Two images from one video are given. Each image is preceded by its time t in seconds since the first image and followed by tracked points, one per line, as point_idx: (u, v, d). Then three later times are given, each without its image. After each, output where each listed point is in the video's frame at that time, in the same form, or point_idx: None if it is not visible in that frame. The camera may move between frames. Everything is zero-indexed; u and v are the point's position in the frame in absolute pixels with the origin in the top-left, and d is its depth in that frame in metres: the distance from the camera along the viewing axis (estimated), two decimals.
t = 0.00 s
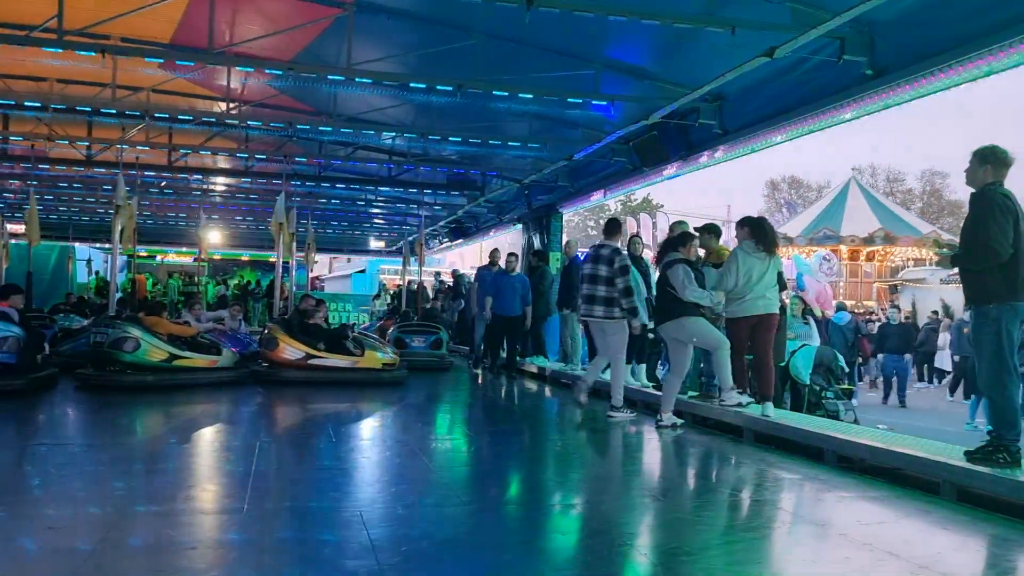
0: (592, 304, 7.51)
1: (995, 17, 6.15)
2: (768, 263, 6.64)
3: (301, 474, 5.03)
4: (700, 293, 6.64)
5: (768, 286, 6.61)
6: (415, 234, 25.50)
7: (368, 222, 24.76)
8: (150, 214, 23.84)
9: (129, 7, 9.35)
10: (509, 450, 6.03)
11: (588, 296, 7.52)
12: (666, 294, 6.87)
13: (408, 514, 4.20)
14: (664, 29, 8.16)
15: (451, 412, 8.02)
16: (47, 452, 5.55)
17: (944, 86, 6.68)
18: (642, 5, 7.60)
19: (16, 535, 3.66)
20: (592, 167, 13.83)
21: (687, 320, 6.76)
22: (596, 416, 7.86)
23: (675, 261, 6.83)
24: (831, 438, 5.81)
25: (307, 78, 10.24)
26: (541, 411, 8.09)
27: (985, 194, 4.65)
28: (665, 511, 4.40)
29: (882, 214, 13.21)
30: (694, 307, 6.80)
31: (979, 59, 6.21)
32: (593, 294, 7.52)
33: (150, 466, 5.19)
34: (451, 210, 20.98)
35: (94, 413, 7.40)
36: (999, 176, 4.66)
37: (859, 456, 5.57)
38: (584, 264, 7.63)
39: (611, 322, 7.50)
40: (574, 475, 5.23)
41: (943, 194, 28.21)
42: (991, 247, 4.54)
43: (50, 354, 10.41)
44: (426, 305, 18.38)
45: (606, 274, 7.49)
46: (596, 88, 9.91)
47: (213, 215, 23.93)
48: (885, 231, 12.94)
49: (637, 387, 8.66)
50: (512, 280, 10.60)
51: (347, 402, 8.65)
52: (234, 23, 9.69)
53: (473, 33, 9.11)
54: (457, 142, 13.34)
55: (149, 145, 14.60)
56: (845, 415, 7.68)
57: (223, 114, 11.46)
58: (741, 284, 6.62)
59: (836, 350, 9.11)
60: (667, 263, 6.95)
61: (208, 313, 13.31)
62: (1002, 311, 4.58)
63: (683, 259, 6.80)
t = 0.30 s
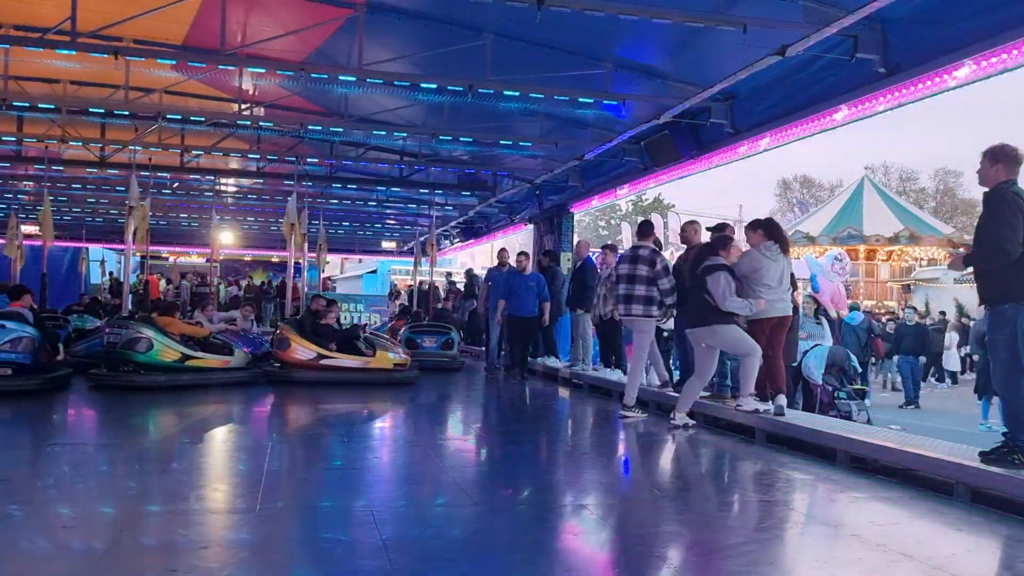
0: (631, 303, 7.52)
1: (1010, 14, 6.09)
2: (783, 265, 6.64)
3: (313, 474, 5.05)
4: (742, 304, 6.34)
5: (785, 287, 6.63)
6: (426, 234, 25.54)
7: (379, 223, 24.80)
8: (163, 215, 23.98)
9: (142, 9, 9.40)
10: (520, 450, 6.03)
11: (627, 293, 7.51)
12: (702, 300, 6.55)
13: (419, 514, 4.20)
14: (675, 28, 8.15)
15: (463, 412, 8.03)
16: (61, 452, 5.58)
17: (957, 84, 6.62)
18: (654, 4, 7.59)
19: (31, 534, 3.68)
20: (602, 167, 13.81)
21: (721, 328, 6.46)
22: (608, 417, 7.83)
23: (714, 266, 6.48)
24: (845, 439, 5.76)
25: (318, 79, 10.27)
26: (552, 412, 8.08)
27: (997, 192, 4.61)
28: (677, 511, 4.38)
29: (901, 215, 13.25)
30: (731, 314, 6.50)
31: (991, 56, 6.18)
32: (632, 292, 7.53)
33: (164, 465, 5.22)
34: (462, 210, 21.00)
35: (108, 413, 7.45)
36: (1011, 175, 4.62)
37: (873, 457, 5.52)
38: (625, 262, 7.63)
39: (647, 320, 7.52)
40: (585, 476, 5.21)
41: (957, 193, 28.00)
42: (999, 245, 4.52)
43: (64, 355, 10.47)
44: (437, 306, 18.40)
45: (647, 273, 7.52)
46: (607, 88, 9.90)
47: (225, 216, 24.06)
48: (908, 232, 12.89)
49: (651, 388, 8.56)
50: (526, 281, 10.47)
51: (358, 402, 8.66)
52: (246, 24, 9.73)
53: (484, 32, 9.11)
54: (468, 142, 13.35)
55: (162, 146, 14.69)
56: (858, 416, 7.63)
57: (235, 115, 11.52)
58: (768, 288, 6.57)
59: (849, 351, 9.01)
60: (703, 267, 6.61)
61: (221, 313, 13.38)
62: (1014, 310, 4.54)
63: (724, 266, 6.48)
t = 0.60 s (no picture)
0: (660, 293, 7.57)
1: (1019, 14, 6.07)
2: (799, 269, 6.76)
3: (320, 475, 5.05)
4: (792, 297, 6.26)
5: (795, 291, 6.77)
6: (433, 235, 25.57)
7: (386, 224, 24.85)
8: (171, 216, 24.08)
9: (150, 12, 9.45)
10: (528, 451, 6.03)
11: (656, 285, 7.58)
12: (750, 286, 6.35)
13: (427, 515, 4.20)
14: (682, 29, 8.15)
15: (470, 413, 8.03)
16: (70, 452, 5.61)
17: (966, 85, 6.59)
18: (661, 5, 7.59)
19: (41, 535, 3.70)
20: (610, 167, 13.81)
21: (760, 319, 6.31)
22: (615, 418, 7.83)
23: (771, 253, 6.32)
24: (853, 440, 5.73)
25: (326, 81, 10.30)
26: (559, 413, 8.09)
27: (1008, 194, 4.58)
28: (684, 513, 4.37)
29: (917, 219, 13.13)
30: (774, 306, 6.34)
31: (999, 57, 6.16)
32: (660, 283, 7.59)
33: (172, 466, 5.24)
34: (469, 211, 21.03)
35: (117, 414, 7.48)
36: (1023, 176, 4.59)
37: (881, 459, 5.50)
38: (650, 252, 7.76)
39: (675, 310, 7.58)
40: (592, 477, 5.21)
41: (966, 193, 27.86)
42: (1008, 246, 4.52)
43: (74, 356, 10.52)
44: (444, 306, 18.42)
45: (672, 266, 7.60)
46: (614, 89, 9.90)
47: (234, 218, 24.14)
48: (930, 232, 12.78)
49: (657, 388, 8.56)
50: (536, 280, 10.33)
51: (366, 403, 8.68)
52: (254, 26, 9.76)
53: (492, 33, 9.13)
54: (475, 144, 13.37)
55: (170, 148, 14.75)
56: (866, 417, 7.69)
57: (243, 117, 11.56)
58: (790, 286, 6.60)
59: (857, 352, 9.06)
60: (756, 250, 6.41)
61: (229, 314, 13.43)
62: (1020, 313, 4.52)
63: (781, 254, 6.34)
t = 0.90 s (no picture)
0: (682, 288, 7.50)
1: None
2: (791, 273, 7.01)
3: (326, 475, 5.05)
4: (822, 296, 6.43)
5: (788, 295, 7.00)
6: (439, 236, 25.57)
7: (392, 225, 24.87)
8: (178, 217, 24.14)
9: (157, 13, 9.48)
10: (534, 451, 6.03)
11: (678, 281, 7.50)
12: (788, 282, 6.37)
13: (435, 516, 4.20)
14: (689, 29, 8.14)
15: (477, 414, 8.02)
16: (78, 452, 5.62)
17: (973, 86, 6.56)
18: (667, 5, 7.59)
19: (49, 535, 3.71)
20: (615, 168, 13.80)
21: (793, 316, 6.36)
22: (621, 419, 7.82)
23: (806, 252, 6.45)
24: (860, 441, 5.71)
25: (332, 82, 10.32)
26: (565, 414, 8.08)
27: (1017, 195, 4.55)
28: (692, 514, 4.36)
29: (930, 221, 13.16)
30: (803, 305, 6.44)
31: (1007, 57, 6.13)
32: (682, 279, 7.50)
33: (179, 466, 5.25)
34: (475, 212, 21.02)
35: (125, 414, 7.51)
36: None
37: (889, 461, 5.48)
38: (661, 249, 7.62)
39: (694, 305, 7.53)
40: (598, 478, 5.20)
41: (973, 194, 27.73)
42: (1015, 247, 4.50)
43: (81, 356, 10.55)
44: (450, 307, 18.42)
45: (692, 260, 7.50)
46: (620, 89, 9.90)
47: (240, 219, 24.19)
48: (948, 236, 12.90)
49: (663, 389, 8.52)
50: (548, 282, 10.15)
51: (371, 404, 8.68)
52: (260, 28, 9.79)
53: (498, 34, 9.13)
54: (480, 144, 13.37)
55: (177, 149, 14.80)
56: (873, 418, 7.66)
57: (250, 118, 11.58)
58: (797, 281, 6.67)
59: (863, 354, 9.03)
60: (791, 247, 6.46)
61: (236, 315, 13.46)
62: (1021, 313, 4.51)
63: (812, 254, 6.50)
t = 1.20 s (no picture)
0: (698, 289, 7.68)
1: None
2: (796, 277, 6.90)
3: (333, 476, 5.06)
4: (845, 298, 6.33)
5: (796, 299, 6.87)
6: (445, 237, 25.58)
7: (398, 226, 24.91)
8: (185, 218, 24.21)
9: (165, 15, 9.51)
10: (538, 453, 6.03)
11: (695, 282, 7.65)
12: (817, 284, 6.18)
13: (440, 517, 4.20)
14: (695, 29, 8.13)
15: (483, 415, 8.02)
16: (86, 453, 5.64)
17: (981, 86, 6.53)
18: (674, 6, 7.58)
19: (56, 535, 3.73)
20: (621, 169, 13.78)
21: (824, 320, 6.17)
22: (627, 420, 7.80)
23: (829, 254, 6.33)
24: (868, 442, 5.69)
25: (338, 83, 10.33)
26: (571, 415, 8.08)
27: None
28: (698, 516, 4.35)
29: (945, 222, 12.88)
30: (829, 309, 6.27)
31: (1016, 57, 6.09)
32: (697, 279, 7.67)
33: (186, 466, 5.26)
34: (481, 212, 21.01)
35: (132, 415, 7.53)
36: None
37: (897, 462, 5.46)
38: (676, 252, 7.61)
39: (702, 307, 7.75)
40: (605, 479, 5.19)
41: (981, 194, 27.62)
42: None
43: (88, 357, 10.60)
44: (456, 308, 18.44)
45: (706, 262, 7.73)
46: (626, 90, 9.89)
47: (247, 220, 24.24)
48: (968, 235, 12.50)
49: (669, 390, 8.46)
50: (563, 279, 9.72)
51: (377, 405, 8.67)
52: (267, 29, 9.81)
53: (505, 34, 9.13)
54: (486, 145, 13.38)
55: (184, 150, 14.84)
56: (880, 419, 7.65)
57: (257, 119, 11.62)
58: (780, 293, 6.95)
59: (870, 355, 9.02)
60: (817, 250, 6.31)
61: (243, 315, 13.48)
62: None
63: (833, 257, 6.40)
